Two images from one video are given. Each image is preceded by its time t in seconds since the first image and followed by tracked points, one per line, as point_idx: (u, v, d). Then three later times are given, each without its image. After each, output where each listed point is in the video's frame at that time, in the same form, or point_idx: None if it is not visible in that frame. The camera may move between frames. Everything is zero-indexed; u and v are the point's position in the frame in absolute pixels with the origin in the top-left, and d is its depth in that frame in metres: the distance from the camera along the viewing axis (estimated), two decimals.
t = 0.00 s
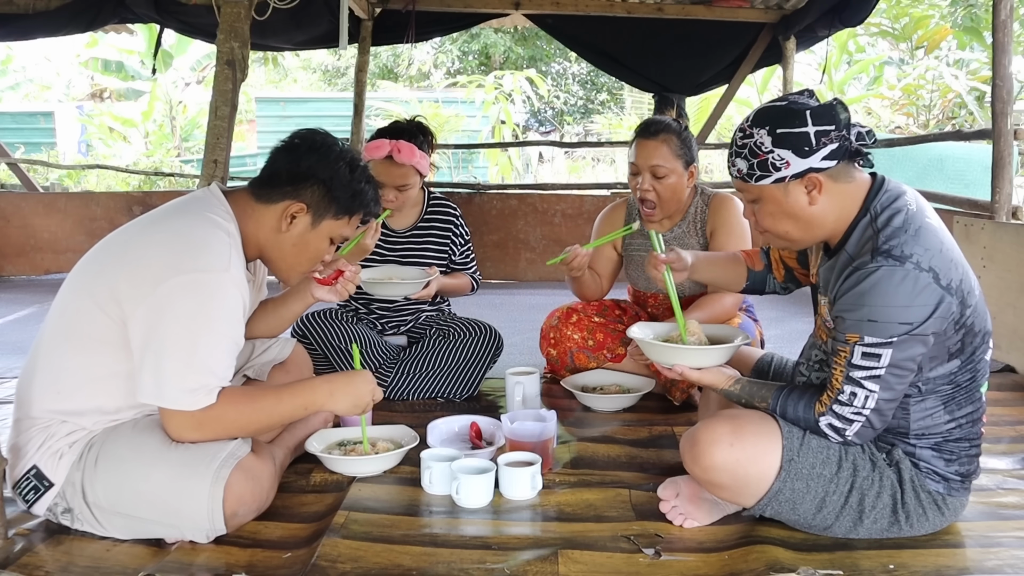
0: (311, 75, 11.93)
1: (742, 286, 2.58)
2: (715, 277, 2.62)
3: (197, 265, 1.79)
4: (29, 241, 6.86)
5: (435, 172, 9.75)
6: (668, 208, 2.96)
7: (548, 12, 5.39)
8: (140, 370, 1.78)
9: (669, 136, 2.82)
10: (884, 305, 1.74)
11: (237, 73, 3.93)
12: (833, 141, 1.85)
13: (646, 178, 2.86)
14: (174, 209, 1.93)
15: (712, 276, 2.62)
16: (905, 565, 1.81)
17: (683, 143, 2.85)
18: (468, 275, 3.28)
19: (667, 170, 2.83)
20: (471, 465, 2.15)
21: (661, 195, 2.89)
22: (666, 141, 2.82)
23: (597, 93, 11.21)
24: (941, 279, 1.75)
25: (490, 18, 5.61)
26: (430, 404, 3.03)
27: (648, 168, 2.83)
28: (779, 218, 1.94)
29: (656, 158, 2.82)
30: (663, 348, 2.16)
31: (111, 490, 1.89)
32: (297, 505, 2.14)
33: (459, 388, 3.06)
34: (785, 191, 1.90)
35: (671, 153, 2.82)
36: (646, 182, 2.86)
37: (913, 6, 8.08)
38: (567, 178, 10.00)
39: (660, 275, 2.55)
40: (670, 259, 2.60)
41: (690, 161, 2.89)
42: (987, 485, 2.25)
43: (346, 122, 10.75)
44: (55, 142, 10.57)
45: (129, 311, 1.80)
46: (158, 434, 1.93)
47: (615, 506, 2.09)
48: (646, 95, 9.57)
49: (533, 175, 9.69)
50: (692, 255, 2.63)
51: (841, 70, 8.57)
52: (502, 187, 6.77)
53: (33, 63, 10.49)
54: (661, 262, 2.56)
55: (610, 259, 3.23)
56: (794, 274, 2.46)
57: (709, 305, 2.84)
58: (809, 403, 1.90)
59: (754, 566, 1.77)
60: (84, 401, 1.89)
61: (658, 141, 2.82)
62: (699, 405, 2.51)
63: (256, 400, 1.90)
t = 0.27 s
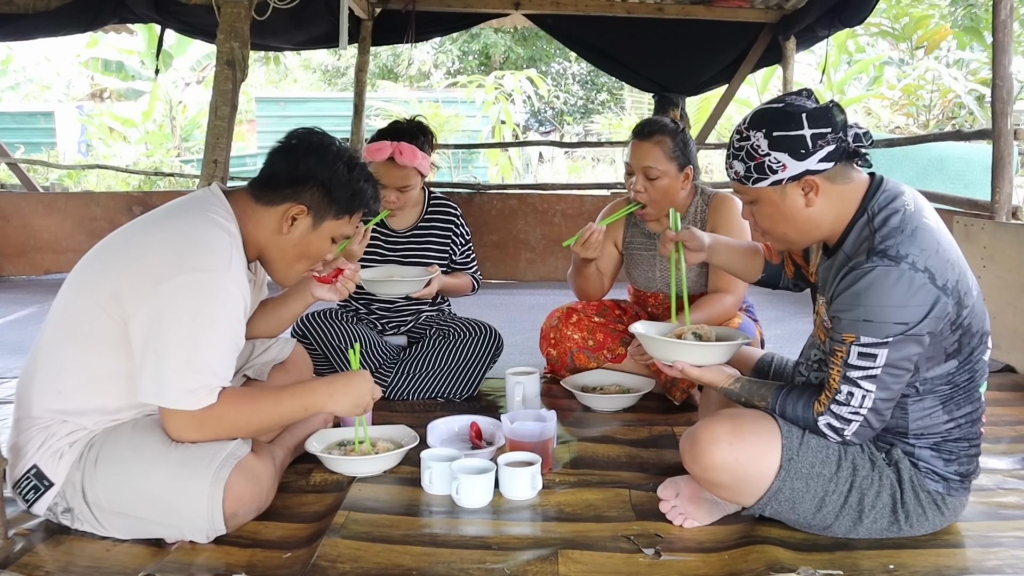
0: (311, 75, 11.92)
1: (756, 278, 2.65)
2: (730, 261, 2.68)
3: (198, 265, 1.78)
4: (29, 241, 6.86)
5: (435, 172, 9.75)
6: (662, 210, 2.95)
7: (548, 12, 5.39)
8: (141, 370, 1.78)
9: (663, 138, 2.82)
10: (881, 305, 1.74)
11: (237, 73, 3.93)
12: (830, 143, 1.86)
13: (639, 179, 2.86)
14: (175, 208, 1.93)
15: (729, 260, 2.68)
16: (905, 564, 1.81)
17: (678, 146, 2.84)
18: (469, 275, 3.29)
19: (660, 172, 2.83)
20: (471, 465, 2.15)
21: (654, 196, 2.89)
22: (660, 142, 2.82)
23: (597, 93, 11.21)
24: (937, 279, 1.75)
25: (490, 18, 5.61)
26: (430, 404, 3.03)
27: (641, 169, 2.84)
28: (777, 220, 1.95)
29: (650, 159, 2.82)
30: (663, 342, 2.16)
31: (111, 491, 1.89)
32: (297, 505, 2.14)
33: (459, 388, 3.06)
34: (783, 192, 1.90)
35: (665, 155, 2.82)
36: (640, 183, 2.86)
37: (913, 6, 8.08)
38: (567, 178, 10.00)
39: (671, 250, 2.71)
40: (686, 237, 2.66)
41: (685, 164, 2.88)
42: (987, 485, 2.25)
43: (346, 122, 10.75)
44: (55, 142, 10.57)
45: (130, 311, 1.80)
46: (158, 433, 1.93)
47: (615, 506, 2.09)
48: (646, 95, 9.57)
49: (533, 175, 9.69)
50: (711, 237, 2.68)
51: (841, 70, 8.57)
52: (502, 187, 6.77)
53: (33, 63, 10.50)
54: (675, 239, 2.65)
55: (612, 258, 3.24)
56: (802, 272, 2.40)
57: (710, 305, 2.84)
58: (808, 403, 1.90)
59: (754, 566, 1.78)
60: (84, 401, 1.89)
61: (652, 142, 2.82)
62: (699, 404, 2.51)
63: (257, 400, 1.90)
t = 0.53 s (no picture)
0: (311, 74, 11.92)
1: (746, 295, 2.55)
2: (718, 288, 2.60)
3: (199, 265, 1.78)
4: (29, 241, 6.86)
5: (435, 172, 9.75)
6: (663, 208, 2.95)
7: (548, 12, 5.39)
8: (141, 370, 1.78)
9: (665, 139, 2.82)
10: (884, 304, 1.74)
11: (237, 72, 3.93)
12: (832, 141, 1.85)
13: (640, 180, 2.86)
14: (177, 208, 1.93)
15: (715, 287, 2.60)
16: (905, 565, 1.81)
17: (679, 146, 2.84)
18: (470, 275, 3.30)
19: (660, 172, 2.82)
20: (471, 465, 2.15)
21: (655, 196, 2.88)
22: (661, 143, 2.82)
23: (597, 93, 11.21)
24: (941, 277, 1.75)
25: (490, 17, 5.61)
26: (430, 404, 3.03)
27: (642, 170, 2.83)
28: (778, 218, 1.95)
29: (651, 160, 2.81)
30: (663, 346, 2.16)
31: (111, 490, 1.89)
32: (297, 505, 2.14)
33: (459, 388, 3.06)
34: (784, 191, 1.90)
35: (666, 155, 2.82)
36: (641, 184, 2.86)
37: (913, 6, 8.08)
38: (567, 178, 10.00)
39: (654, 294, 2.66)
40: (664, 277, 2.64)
41: (687, 164, 2.88)
42: (987, 485, 2.25)
43: (346, 122, 10.75)
44: (55, 142, 10.58)
45: (131, 311, 1.80)
46: (158, 433, 1.93)
47: (615, 506, 2.09)
48: (646, 95, 9.57)
49: (533, 175, 9.69)
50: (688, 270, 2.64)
51: (840, 70, 8.57)
52: (502, 187, 6.77)
53: (33, 63, 10.50)
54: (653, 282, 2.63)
55: (612, 258, 3.22)
56: (798, 278, 2.45)
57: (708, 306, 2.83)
58: (810, 402, 1.90)
59: (754, 566, 1.77)
60: (85, 401, 1.89)
61: (653, 143, 2.82)
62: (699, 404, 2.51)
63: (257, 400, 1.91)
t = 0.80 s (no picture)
0: (311, 74, 11.93)
1: (764, 282, 2.60)
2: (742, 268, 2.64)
3: (199, 265, 1.78)
4: (29, 241, 6.86)
5: (435, 172, 9.75)
6: (667, 207, 2.94)
7: (548, 12, 5.39)
8: (142, 370, 1.78)
9: (667, 138, 2.82)
10: (881, 305, 1.74)
11: (237, 73, 3.93)
12: (827, 142, 1.85)
13: (644, 181, 2.85)
14: (175, 208, 1.93)
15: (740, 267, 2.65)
16: (905, 565, 1.81)
17: (681, 145, 2.85)
18: (469, 274, 3.31)
19: (665, 172, 2.83)
20: (471, 465, 2.15)
21: (661, 197, 2.89)
22: (664, 143, 2.82)
23: (597, 93, 11.21)
24: (938, 277, 1.75)
25: (490, 18, 5.61)
26: (430, 404, 3.03)
27: (646, 170, 2.83)
28: (776, 220, 1.95)
29: (655, 161, 2.82)
30: (661, 348, 2.15)
31: (111, 491, 1.89)
32: (297, 505, 2.14)
33: (459, 388, 3.06)
34: (782, 193, 1.90)
35: (669, 155, 2.82)
36: (646, 185, 2.86)
37: (913, 6, 8.08)
38: (567, 178, 10.01)
39: (689, 263, 2.63)
40: (703, 248, 2.63)
41: (690, 162, 2.89)
42: (987, 485, 2.25)
43: (346, 122, 10.75)
44: (54, 142, 10.58)
45: (131, 311, 1.80)
46: (158, 433, 1.93)
47: (615, 506, 2.09)
48: (646, 95, 9.57)
49: (533, 175, 9.69)
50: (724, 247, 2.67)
51: (840, 70, 8.57)
52: (502, 187, 6.76)
53: (33, 63, 10.50)
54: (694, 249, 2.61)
55: (612, 258, 3.22)
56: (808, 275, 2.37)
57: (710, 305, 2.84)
58: (809, 402, 1.90)
59: (754, 566, 1.77)
60: (85, 401, 1.89)
61: (656, 143, 2.82)
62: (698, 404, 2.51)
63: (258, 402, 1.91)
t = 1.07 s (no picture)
0: (311, 74, 11.92)
1: (777, 286, 2.57)
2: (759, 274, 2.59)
3: (199, 265, 1.78)
4: (29, 241, 6.86)
5: (435, 172, 9.76)
6: (672, 212, 2.97)
7: (548, 12, 5.39)
8: (142, 369, 1.78)
9: (663, 143, 2.81)
10: (881, 304, 1.74)
11: (237, 73, 3.93)
12: (827, 142, 1.86)
13: (645, 188, 2.86)
14: (176, 208, 1.93)
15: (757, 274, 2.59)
16: (905, 565, 1.81)
17: (678, 149, 2.83)
18: (470, 273, 3.32)
19: (665, 177, 2.83)
20: (471, 465, 2.15)
21: (662, 201, 2.90)
22: (661, 148, 2.81)
23: (597, 93, 11.21)
24: (938, 277, 1.75)
25: (490, 18, 5.61)
26: (430, 404, 3.03)
27: (646, 178, 2.83)
28: (777, 221, 1.95)
29: (653, 167, 2.81)
30: (662, 349, 2.17)
31: (111, 491, 1.89)
32: (297, 505, 2.14)
33: (459, 388, 3.06)
34: (782, 193, 1.90)
35: (667, 160, 2.82)
36: (646, 191, 2.86)
37: (913, 6, 8.08)
38: (567, 178, 10.01)
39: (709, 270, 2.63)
40: (726, 257, 2.61)
41: (688, 163, 2.89)
42: (987, 485, 2.25)
43: (347, 122, 10.76)
44: (54, 142, 10.58)
45: (131, 311, 1.80)
46: (158, 434, 1.93)
47: (615, 506, 2.09)
48: (647, 95, 9.58)
49: (533, 175, 9.69)
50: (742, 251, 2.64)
51: (840, 70, 8.57)
52: (502, 187, 6.76)
53: (33, 63, 10.50)
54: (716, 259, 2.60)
55: (612, 258, 3.22)
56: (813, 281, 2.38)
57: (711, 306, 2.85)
58: (809, 402, 1.90)
59: (754, 566, 1.77)
60: (85, 401, 1.89)
61: (653, 149, 2.81)
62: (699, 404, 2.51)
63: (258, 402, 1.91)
